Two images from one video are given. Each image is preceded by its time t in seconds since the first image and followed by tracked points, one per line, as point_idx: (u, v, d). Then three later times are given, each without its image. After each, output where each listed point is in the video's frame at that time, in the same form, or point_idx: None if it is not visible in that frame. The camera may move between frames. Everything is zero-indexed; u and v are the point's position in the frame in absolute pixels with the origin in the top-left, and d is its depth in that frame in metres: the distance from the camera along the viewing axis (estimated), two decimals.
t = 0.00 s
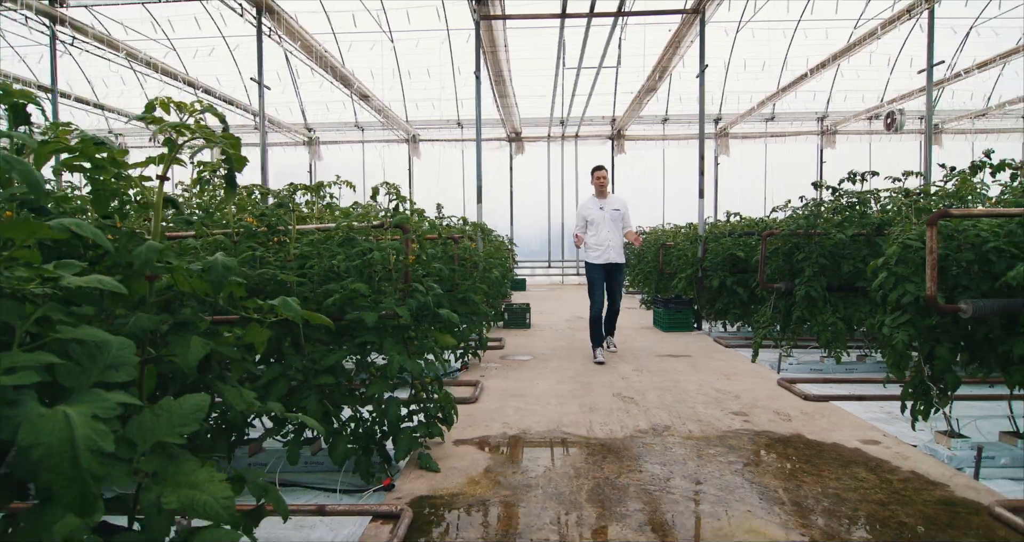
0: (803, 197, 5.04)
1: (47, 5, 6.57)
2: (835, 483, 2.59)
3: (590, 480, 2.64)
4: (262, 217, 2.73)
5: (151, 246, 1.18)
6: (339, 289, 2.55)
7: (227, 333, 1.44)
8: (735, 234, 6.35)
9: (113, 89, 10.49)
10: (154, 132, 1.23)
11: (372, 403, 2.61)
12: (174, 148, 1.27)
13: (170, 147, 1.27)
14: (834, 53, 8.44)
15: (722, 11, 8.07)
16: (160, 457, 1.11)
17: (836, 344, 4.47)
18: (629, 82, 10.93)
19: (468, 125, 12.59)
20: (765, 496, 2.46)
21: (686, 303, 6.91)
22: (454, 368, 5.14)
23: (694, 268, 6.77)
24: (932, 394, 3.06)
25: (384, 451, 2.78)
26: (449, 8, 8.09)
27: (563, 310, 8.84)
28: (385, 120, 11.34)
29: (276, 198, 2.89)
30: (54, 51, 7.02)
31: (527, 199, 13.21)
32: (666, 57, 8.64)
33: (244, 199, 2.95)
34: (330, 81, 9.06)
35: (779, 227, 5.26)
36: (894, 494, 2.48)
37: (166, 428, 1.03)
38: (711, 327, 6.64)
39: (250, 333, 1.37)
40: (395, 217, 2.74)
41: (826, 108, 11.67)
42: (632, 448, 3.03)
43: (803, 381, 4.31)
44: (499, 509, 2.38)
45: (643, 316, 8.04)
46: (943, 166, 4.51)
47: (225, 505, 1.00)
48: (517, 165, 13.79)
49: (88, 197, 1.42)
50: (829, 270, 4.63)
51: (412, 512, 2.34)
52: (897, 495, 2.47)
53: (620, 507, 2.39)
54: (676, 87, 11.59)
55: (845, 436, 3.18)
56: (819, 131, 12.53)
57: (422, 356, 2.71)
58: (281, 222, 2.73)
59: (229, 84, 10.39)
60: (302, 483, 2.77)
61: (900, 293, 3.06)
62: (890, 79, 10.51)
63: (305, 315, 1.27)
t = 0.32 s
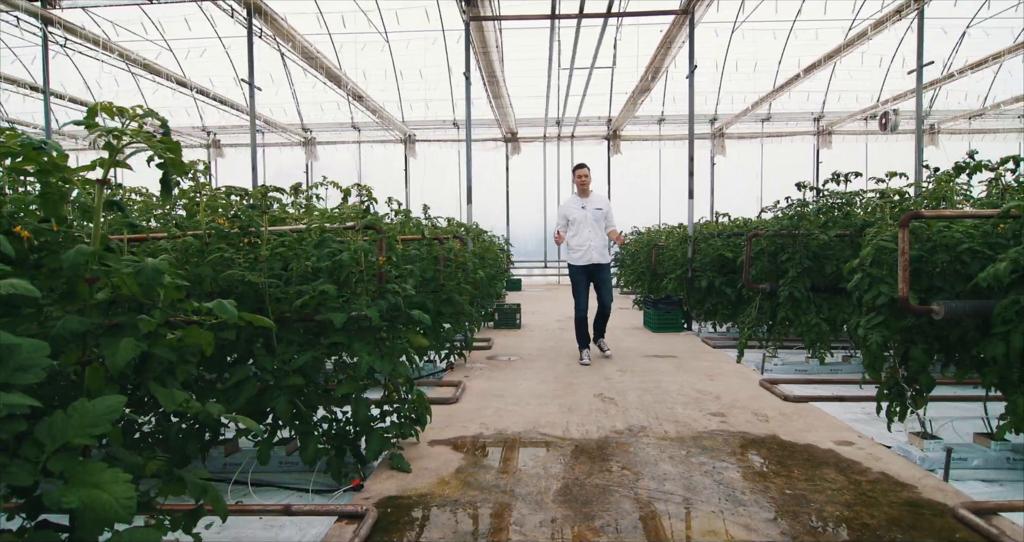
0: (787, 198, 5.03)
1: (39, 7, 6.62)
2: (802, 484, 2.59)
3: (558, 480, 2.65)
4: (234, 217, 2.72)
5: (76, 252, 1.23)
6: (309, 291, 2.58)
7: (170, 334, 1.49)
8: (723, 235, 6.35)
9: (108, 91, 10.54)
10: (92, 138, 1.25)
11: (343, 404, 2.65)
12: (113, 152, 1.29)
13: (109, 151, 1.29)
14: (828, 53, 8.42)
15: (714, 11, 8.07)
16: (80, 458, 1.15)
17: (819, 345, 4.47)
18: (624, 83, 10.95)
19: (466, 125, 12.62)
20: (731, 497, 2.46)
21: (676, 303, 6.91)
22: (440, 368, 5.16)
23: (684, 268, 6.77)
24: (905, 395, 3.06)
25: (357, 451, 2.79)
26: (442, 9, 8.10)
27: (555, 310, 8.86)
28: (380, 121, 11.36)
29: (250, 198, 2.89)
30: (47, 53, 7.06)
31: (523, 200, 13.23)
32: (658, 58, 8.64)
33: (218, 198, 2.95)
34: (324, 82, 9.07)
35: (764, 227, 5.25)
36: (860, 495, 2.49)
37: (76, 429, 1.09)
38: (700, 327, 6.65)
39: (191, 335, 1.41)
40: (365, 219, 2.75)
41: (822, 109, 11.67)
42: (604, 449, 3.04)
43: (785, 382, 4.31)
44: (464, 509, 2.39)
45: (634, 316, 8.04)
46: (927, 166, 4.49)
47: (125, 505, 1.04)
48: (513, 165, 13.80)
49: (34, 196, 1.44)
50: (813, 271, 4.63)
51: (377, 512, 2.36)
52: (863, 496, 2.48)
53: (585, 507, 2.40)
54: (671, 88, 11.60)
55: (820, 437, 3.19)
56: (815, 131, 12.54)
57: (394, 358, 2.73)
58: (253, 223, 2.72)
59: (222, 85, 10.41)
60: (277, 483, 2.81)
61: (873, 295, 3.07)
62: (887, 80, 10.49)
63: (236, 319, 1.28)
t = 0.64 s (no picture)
0: (772, 199, 5.05)
1: (32, 9, 6.67)
2: (771, 485, 2.61)
3: (528, 482, 2.67)
4: (208, 220, 2.75)
5: (16, 259, 1.26)
6: (282, 293, 2.60)
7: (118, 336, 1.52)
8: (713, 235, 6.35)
9: (105, 92, 10.62)
10: (39, 148, 1.30)
11: (316, 406, 2.67)
12: (59, 160, 1.34)
13: (56, 159, 1.34)
14: (820, 53, 8.43)
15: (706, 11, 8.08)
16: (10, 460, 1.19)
17: (803, 346, 4.47)
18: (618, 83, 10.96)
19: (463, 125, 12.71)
20: (699, 498, 2.48)
21: (666, 303, 6.92)
22: (426, 369, 5.18)
23: (674, 269, 6.78)
24: (881, 396, 3.07)
25: (332, 452, 2.82)
26: (435, 10, 8.13)
27: (548, 310, 8.88)
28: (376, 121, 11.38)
29: (226, 200, 2.91)
30: (40, 54, 7.10)
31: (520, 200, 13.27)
32: (651, 58, 8.64)
33: (196, 200, 2.96)
34: (319, 82, 9.08)
35: (750, 228, 5.25)
36: (829, 496, 2.49)
37: None
38: (690, 327, 6.66)
39: (136, 340, 1.43)
40: (339, 221, 2.76)
41: (819, 109, 11.66)
42: (579, 450, 3.04)
43: (767, 382, 4.32)
44: (432, 511, 2.40)
45: (627, 316, 8.06)
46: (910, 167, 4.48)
47: (40, 507, 1.11)
48: (510, 165, 13.82)
49: None
50: (797, 272, 4.63)
51: (346, 513, 2.38)
52: (830, 497, 2.48)
53: (550, 508, 2.42)
54: (667, 88, 11.60)
55: (796, 437, 3.20)
56: (811, 131, 12.54)
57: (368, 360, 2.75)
58: (228, 225, 2.74)
59: (216, 86, 10.44)
60: (253, 483, 2.84)
61: (847, 296, 3.08)
62: (883, 80, 10.47)
63: (177, 323, 1.32)
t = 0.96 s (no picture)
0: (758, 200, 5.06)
1: (26, 11, 6.73)
2: (739, 484, 2.62)
3: (498, 481, 2.68)
4: (182, 221, 2.78)
5: None
6: (254, 294, 2.63)
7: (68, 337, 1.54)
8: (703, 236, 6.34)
9: (105, 93, 10.72)
10: None
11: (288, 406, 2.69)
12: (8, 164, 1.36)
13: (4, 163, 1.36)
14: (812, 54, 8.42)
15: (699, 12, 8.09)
16: None
17: (786, 346, 4.48)
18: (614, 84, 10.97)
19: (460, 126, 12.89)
20: (666, 498, 2.49)
21: (656, 304, 6.93)
22: (413, 369, 5.21)
23: (664, 269, 6.79)
24: (854, 397, 3.08)
25: (305, 451, 2.85)
26: (428, 11, 8.16)
27: (541, 310, 8.90)
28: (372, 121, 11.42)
29: (203, 202, 2.93)
30: (33, 55, 7.16)
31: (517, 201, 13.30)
32: (645, 58, 8.64)
33: (172, 201, 2.99)
34: (314, 82, 9.10)
35: (737, 228, 5.25)
36: (795, 496, 2.50)
37: None
38: (680, 327, 6.68)
39: (82, 340, 1.46)
40: (312, 223, 2.78)
41: (816, 109, 11.64)
42: (553, 450, 3.06)
43: (749, 383, 4.32)
44: (399, 510, 2.42)
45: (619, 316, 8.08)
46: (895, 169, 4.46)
47: None
48: (507, 165, 13.83)
49: None
50: (781, 273, 4.63)
51: (314, 511, 2.41)
52: (797, 497, 2.49)
53: (515, 507, 2.44)
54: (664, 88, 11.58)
55: (771, 438, 3.21)
56: (808, 132, 12.53)
57: (342, 362, 2.78)
58: (202, 227, 2.77)
59: (211, 87, 10.48)
60: (227, 482, 2.87)
61: (821, 297, 3.08)
62: (880, 80, 10.46)
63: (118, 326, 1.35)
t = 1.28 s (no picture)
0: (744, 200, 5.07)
1: (23, 14, 6.82)
2: (711, 484, 2.62)
3: (470, 480, 2.70)
4: (160, 221, 2.81)
5: None
6: (230, 294, 2.66)
7: (25, 336, 1.58)
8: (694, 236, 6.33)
9: (107, 94, 10.86)
10: None
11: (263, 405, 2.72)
12: None
13: None
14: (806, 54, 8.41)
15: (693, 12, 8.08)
16: None
17: (771, 347, 4.48)
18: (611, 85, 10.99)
19: (457, 126, 12.97)
20: (636, 498, 2.50)
21: (648, 304, 6.93)
22: (401, 368, 5.24)
23: (656, 270, 6.79)
24: (832, 397, 3.08)
25: (282, 450, 2.88)
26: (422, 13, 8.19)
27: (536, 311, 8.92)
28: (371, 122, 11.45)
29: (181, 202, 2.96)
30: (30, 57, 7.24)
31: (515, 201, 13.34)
32: (639, 59, 8.65)
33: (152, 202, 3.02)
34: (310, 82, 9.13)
35: (725, 229, 5.24)
36: (765, 497, 2.50)
37: None
38: (671, 328, 6.67)
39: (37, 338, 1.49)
40: (287, 224, 2.82)
41: (815, 109, 11.61)
42: (530, 450, 3.07)
43: (733, 383, 4.32)
44: (368, 509, 2.44)
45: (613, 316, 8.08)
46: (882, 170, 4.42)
47: None
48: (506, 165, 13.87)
49: None
50: (768, 274, 4.62)
51: (285, 509, 2.43)
52: (766, 498, 2.49)
53: (485, 506, 2.45)
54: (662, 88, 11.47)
55: (749, 438, 3.21)
56: (807, 132, 12.50)
57: (317, 361, 2.80)
58: (180, 227, 2.80)
59: (208, 88, 10.54)
60: (207, 480, 2.91)
61: (798, 298, 3.09)
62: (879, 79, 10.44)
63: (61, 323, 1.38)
